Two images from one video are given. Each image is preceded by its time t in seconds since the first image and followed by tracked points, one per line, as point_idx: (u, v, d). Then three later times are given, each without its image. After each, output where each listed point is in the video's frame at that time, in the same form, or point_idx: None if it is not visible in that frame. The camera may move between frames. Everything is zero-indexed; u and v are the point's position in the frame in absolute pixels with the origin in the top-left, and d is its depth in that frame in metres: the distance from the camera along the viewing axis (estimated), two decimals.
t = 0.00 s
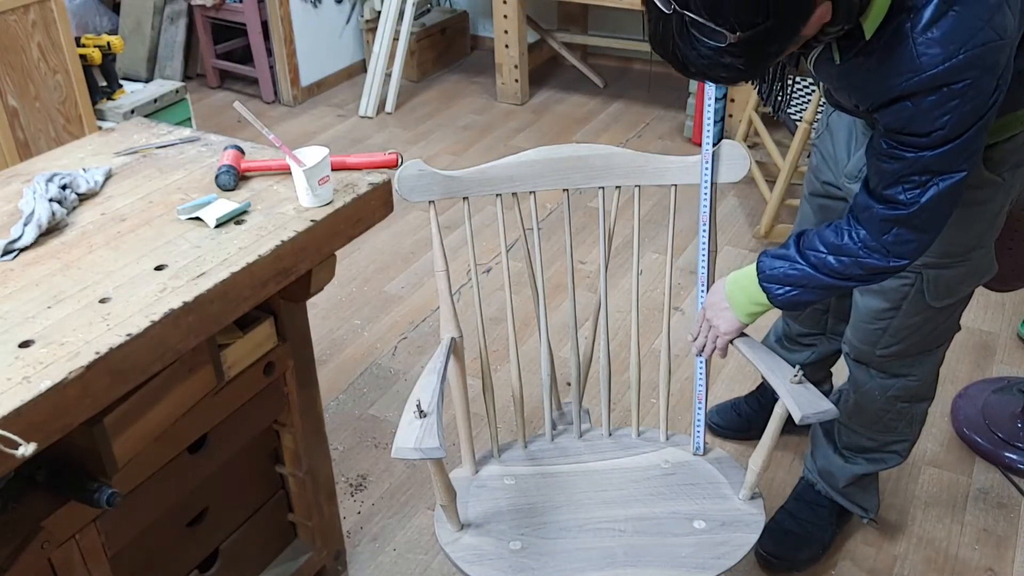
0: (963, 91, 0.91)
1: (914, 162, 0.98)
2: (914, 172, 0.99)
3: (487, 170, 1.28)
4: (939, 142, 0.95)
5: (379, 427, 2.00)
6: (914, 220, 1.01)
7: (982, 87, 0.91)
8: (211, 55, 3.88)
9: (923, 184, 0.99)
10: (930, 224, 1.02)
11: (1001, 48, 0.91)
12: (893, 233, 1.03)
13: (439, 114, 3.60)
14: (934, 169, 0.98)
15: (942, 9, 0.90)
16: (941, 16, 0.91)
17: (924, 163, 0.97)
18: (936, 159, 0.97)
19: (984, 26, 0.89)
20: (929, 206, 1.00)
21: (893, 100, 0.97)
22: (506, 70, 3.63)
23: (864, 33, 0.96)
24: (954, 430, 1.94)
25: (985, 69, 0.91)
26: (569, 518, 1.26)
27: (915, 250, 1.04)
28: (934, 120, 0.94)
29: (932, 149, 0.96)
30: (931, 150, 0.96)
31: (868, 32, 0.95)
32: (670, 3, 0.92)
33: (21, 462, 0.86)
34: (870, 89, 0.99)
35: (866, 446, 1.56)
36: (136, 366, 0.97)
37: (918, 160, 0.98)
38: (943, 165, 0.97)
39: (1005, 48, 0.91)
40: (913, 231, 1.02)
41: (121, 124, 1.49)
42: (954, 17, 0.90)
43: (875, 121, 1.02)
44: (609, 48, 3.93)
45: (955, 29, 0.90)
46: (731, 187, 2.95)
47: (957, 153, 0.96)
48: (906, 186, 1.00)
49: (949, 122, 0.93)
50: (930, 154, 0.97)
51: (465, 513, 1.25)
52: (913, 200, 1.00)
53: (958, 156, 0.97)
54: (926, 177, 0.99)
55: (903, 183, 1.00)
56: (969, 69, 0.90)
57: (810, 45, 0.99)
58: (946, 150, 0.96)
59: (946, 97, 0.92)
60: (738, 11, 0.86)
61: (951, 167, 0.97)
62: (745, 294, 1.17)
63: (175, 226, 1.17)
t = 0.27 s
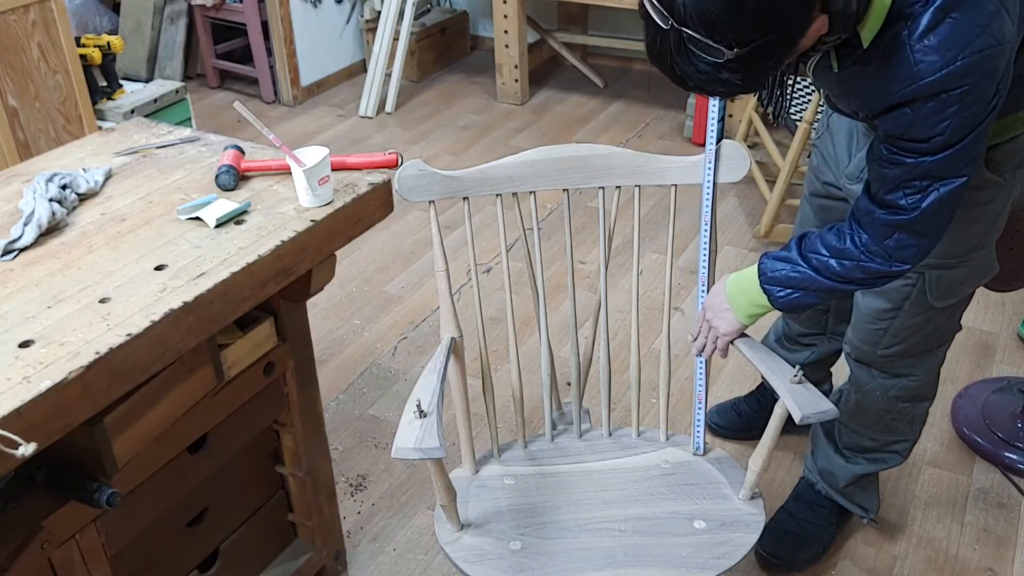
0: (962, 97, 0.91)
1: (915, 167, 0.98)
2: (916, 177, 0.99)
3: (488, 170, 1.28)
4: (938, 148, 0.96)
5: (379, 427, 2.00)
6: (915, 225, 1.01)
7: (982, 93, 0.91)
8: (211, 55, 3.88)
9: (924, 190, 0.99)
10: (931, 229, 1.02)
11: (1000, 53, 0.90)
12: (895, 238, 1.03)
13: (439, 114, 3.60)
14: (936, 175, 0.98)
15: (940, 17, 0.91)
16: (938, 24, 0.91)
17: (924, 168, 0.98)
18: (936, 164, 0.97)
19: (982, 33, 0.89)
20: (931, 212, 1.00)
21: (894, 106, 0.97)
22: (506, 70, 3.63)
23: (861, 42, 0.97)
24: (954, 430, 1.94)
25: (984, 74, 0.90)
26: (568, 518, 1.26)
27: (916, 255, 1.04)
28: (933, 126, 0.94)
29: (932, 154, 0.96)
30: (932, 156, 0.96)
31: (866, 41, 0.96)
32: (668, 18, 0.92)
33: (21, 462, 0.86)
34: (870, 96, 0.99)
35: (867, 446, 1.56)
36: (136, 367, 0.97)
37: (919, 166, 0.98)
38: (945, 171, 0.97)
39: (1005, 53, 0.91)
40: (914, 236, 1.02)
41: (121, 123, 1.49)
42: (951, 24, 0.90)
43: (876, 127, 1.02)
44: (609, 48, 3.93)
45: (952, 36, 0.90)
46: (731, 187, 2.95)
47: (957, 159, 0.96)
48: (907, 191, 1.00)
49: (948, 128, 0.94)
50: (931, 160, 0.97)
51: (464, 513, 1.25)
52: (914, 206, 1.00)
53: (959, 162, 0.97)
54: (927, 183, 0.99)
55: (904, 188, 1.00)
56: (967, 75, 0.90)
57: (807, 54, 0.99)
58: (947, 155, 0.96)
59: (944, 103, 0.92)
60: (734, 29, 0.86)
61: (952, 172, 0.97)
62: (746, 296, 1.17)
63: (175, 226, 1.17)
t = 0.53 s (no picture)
0: (959, 103, 0.91)
1: (915, 172, 0.98)
2: (916, 182, 0.99)
3: (488, 170, 1.28)
4: (937, 153, 0.96)
5: (379, 427, 2.00)
6: (916, 229, 1.02)
7: (981, 98, 0.91)
8: (211, 55, 3.88)
9: (924, 194, 0.99)
10: (931, 233, 1.02)
11: (997, 59, 0.90)
12: (896, 242, 1.03)
13: (439, 114, 3.60)
14: (936, 179, 0.98)
15: (934, 24, 0.90)
16: (933, 31, 0.91)
17: (924, 173, 0.98)
18: (936, 169, 0.97)
19: (978, 39, 0.89)
20: (930, 216, 1.00)
21: (893, 112, 0.97)
22: (506, 70, 3.63)
23: (859, 49, 0.96)
24: (954, 429, 1.94)
25: (981, 80, 0.90)
26: (569, 518, 1.26)
27: (917, 259, 1.04)
28: (931, 132, 0.94)
29: (932, 159, 0.96)
30: (931, 162, 0.96)
31: (862, 48, 0.95)
32: (664, 34, 0.92)
33: (21, 462, 0.86)
34: (868, 103, 1.00)
35: (867, 446, 1.57)
36: (136, 368, 0.97)
37: (918, 171, 0.98)
38: (944, 176, 0.97)
39: (1002, 58, 0.91)
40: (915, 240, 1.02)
41: (121, 123, 1.49)
42: (946, 31, 0.90)
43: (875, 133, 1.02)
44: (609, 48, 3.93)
45: (948, 43, 0.90)
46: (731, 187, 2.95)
47: (957, 163, 0.96)
48: (908, 195, 1.00)
49: (946, 133, 0.94)
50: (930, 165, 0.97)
51: (465, 512, 1.25)
52: (915, 211, 1.00)
53: (959, 167, 0.97)
54: (927, 188, 0.99)
55: (905, 193, 1.00)
56: (963, 82, 0.90)
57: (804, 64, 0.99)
58: (946, 160, 0.96)
59: (941, 109, 0.92)
60: (728, 44, 0.86)
61: (952, 177, 0.97)
62: (747, 296, 1.17)
63: (175, 226, 1.17)
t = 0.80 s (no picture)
0: (958, 105, 0.91)
1: (914, 175, 0.98)
2: (916, 184, 0.99)
3: (488, 170, 1.28)
4: (936, 156, 0.96)
5: (379, 427, 2.00)
6: (916, 231, 1.02)
7: (980, 101, 0.91)
8: (211, 55, 3.88)
9: (924, 197, 0.99)
10: (931, 235, 1.02)
11: (994, 62, 0.90)
12: (896, 245, 1.03)
13: (439, 114, 3.60)
14: (935, 181, 0.98)
15: (931, 28, 0.90)
16: (929, 35, 0.91)
17: (923, 175, 0.98)
18: (935, 172, 0.97)
19: (975, 42, 0.89)
20: (930, 218, 1.00)
21: (891, 115, 0.97)
22: (506, 70, 3.63)
23: (856, 53, 0.96)
24: (954, 429, 1.94)
25: (979, 83, 0.90)
26: (569, 518, 1.26)
27: (917, 261, 1.04)
28: (929, 135, 0.94)
29: (930, 162, 0.96)
30: (929, 165, 0.97)
31: (860, 52, 0.96)
32: (662, 45, 0.92)
33: (21, 462, 0.86)
34: (866, 106, 1.00)
35: (867, 446, 1.56)
36: (136, 367, 0.97)
37: (918, 173, 0.98)
38: (944, 178, 0.97)
39: (1000, 61, 0.91)
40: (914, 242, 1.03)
41: (121, 123, 1.49)
42: (943, 34, 0.90)
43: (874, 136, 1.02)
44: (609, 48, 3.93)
45: (944, 47, 0.90)
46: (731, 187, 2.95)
47: (956, 165, 0.96)
48: (907, 197, 1.00)
49: (945, 136, 0.94)
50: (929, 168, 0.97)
51: (464, 513, 1.25)
52: (914, 213, 1.00)
53: (958, 170, 0.97)
54: (926, 190, 0.99)
55: (904, 196, 1.00)
56: (960, 85, 0.90)
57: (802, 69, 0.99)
58: (945, 162, 0.96)
59: (939, 112, 0.92)
60: (725, 55, 0.87)
61: (951, 180, 0.97)
62: (747, 296, 1.17)
63: (175, 226, 1.17)
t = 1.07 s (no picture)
0: (957, 107, 0.91)
1: (914, 176, 0.98)
2: (915, 185, 0.99)
3: (487, 170, 1.28)
4: (936, 157, 0.96)
5: (379, 427, 2.00)
6: (916, 232, 1.02)
7: (979, 102, 0.91)
8: (211, 55, 3.88)
9: (924, 198, 0.99)
10: (931, 236, 1.02)
11: (993, 63, 0.90)
12: (896, 246, 1.03)
13: (439, 114, 3.60)
14: (935, 182, 0.98)
15: (929, 30, 0.90)
16: (928, 37, 0.91)
17: (923, 176, 0.98)
18: (934, 173, 0.97)
19: (973, 44, 0.89)
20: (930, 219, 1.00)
21: (890, 117, 0.97)
22: (506, 70, 3.63)
23: (854, 56, 0.96)
24: (954, 429, 1.94)
25: (978, 85, 0.90)
26: (569, 518, 1.26)
27: (917, 261, 1.04)
28: (929, 136, 0.94)
29: (930, 162, 0.96)
30: (929, 166, 0.97)
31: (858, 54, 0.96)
32: (660, 51, 0.92)
33: (21, 462, 0.86)
34: (865, 108, 1.00)
35: (867, 445, 1.56)
36: (136, 367, 0.97)
37: (918, 174, 0.98)
38: (943, 179, 0.97)
39: (999, 62, 0.91)
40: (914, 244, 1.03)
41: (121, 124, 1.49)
42: (942, 36, 0.90)
43: (873, 137, 1.02)
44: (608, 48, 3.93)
45: (942, 49, 0.90)
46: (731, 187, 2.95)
47: (956, 166, 0.96)
48: (907, 198, 1.00)
49: (944, 138, 0.94)
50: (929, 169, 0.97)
51: (464, 513, 1.25)
52: (914, 213, 1.00)
53: (957, 171, 0.97)
54: (927, 190, 0.99)
55: (905, 197, 1.00)
56: (959, 87, 0.90)
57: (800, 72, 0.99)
58: (945, 163, 0.96)
59: (938, 114, 0.92)
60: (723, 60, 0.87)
61: (951, 180, 0.97)
62: (748, 296, 1.17)
63: (175, 226, 1.17)
